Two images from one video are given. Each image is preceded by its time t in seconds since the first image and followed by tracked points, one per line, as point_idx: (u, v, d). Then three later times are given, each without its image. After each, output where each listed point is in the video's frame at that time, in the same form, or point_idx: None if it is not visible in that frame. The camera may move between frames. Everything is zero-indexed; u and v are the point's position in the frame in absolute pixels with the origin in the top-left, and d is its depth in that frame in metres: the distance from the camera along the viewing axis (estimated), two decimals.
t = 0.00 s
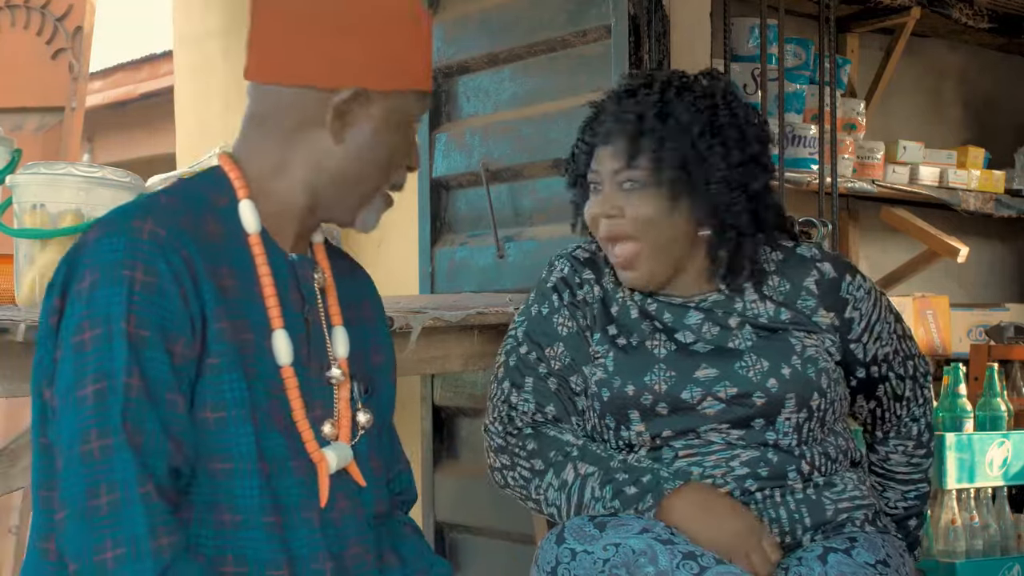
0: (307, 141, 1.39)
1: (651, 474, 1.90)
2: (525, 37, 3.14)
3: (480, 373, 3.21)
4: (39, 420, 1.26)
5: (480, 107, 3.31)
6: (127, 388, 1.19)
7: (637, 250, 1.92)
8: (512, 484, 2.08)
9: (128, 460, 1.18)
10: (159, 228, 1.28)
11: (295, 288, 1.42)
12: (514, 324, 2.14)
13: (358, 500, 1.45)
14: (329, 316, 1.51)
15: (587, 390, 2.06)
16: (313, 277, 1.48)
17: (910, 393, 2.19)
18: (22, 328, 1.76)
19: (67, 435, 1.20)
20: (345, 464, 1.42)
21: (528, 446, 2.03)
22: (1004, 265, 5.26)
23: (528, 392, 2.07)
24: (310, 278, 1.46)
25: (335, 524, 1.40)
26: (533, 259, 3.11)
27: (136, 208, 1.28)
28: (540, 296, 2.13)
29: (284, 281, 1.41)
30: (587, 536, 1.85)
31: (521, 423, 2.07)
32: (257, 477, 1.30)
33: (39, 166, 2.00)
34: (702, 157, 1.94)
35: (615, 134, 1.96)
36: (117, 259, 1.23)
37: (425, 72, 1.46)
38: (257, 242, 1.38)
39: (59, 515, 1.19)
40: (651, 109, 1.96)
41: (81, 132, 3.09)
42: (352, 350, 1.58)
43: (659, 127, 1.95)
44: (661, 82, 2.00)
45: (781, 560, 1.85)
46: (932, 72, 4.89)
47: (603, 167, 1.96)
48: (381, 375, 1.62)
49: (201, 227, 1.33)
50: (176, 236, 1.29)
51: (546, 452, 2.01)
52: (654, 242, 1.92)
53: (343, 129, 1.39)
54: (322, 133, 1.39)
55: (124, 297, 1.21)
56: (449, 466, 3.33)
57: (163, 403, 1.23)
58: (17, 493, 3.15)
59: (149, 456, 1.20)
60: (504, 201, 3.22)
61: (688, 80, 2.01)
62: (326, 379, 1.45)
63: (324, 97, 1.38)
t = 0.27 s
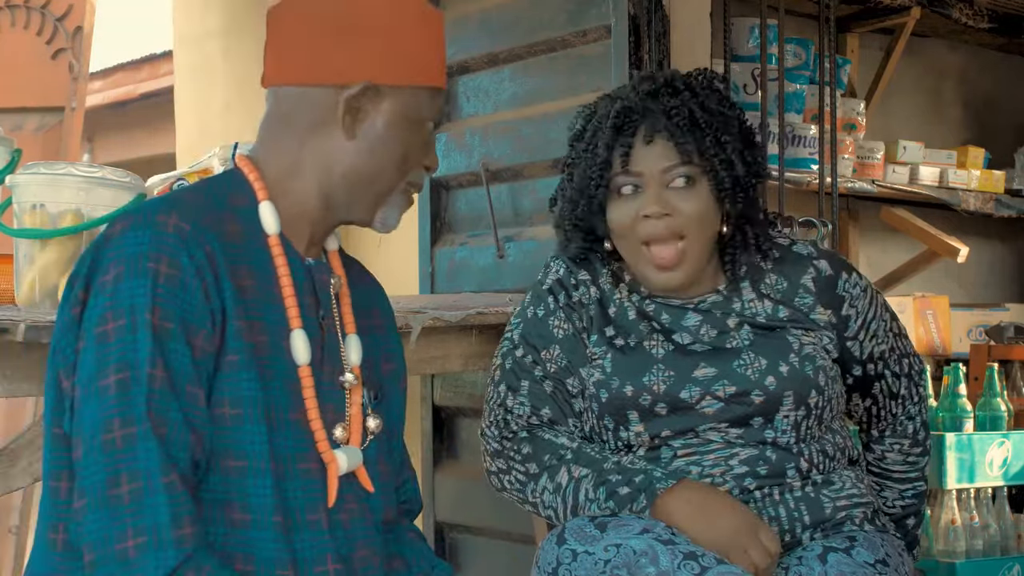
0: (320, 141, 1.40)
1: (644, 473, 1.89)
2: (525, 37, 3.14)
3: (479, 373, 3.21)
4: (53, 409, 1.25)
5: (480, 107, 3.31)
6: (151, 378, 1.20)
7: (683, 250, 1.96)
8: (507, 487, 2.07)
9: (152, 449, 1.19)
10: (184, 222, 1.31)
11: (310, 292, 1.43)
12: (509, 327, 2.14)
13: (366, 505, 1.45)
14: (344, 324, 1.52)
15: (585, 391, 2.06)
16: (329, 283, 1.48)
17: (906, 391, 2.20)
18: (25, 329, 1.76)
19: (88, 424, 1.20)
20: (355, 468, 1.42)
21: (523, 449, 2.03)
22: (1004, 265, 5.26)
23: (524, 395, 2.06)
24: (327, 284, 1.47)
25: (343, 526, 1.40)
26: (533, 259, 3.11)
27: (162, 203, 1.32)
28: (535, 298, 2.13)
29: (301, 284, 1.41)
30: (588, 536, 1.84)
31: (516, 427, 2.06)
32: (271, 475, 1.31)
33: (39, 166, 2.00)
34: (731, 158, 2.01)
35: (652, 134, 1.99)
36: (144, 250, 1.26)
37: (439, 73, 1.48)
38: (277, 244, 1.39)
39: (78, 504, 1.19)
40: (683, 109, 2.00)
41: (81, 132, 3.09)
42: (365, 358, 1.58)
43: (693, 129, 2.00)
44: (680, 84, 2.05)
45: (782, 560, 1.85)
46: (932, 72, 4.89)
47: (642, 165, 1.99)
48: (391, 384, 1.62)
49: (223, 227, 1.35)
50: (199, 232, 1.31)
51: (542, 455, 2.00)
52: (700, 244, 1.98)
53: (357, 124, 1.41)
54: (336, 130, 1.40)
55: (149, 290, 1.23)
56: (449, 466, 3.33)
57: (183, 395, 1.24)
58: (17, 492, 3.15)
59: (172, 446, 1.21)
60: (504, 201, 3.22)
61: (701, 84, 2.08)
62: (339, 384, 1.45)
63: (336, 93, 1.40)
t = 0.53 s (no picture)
0: (301, 132, 1.39)
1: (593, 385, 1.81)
2: (525, 37, 3.14)
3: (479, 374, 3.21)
4: (48, 415, 1.26)
5: (480, 107, 3.31)
6: (150, 378, 1.21)
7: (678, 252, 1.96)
8: (497, 481, 1.98)
9: (156, 448, 1.19)
10: (171, 222, 1.30)
11: (301, 288, 1.44)
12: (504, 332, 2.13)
13: (362, 499, 1.45)
14: (339, 318, 1.51)
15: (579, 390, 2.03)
16: (319, 279, 1.49)
17: (905, 389, 2.20)
18: (24, 331, 1.76)
19: (89, 428, 1.21)
20: (350, 463, 1.42)
21: (502, 440, 1.97)
22: (1004, 265, 5.26)
23: (510, 391, 2.03)
24: (316, 279, 1.47)
25: (336, 522, 1.40)
26: (533, 258, 3.11)
27: (147, 205, 1.31)
28: (528, 302, 2.12)
29: (291, 279, 1.42)
30: (587, 537, 1.86)
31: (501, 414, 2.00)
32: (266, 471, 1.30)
33: (39, 166, 2.00)
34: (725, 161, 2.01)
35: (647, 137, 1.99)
36: (132, 251, 1.25)
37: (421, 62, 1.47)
38: (265, 240, 1.39)
39: (85, 508, 1.20)
40: (677, 112, 2.01)
41: (81, 132, 3.09)
42: (362, 352, 1.57)
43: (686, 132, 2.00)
44: (672, 87, 2.07)
45: (781, 561, 1.86)
46: (932, 71, 4.89)
47: (637, 168, 1.99)
48: (389, 378, 1.62)
49: (209, 225, 1.35)
50: (186, 230, 1.31)
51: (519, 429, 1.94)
52: (697, 246, 1.97)
53: (333, 114, 1.40)
54: (315, 122, 1.39)
55: (140, 290, 1.23)
56: (449, 466, 3.33)
57: (182, 394, 1.24)
58: (17, 493, 3.15)
59: (176, 446, 1.22)
60: (504, 201, 3.22)
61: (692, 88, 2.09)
62: (331, 376, 1.44)
63: (311, 83, 1.40)
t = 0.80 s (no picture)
0: (278, 126, 1.40)
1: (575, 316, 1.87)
2: (525, 37, 3.14)
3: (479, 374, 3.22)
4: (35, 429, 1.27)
5: (479, 107, 3.31)
6: (129, 396, 1.21)
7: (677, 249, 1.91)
8: (496, 451, 1.98)
9: (136, 466, 1.19)
10: (153, 233, 1.30)
11: (290, 287, 1.44)
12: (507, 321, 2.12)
13: (356, 499, 1.46)
14: (329, 315, 1.52)
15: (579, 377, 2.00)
16: (307, 276, 1.50)
17: (902, 386, 2.20)
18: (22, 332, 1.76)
19: (71, 444, 1.21)
20: (342, 463, 1.42)
21: (495, 400, 1.98)
22: (1005, 265, 5.26)
23: (506, 365, 2.01)
24: (305, 277, 1.48)
25: (331, 525, 1.41)
26: (533, 259, 3.11)
27: (127, 216, 1.30)
28: (532, 292, 2.13)
29: (278, 279, 1.43)
30: (587, 537, 1.86)
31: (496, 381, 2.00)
32: (257, 477, 1.30)
33: (38, 166, 1.98)
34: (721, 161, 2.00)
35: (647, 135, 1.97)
36: (114, 264, 1.26)
37: (396, 47, 1.46)
38: (250, 237, 1.40)
39: (68, 525, 1.20)
40: (676, 112, 1.99)
41: (81, 132, 3.09)
42: (354, 346, 1.58)
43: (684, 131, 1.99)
44: (671, 86, 2.06)
45: (781, 560, 1.88)
46: (932, 72, 4.89)
47: (636, 166, 1.96)
48: (384, 370, 1.62)
49: (194, 231, 1.35)
50: (169, 241, 1.31)
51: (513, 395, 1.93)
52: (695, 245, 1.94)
53: (308, 106, 1.40)
54: (291, 114, 1.40)
55: (121, 304, 1.23)
56: (449, 466, 3.33)
57: (164, 408, 1.24)
58: (17, 493, 3.15)
59: (154, 462, 1.22)
60: (504, 201, 3.22)
61: (691, 90, 2.08)
62: (320, 375, 1.45)
63: (284, 75, 1.40)
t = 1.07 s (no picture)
0: (247, 121, 1.40)
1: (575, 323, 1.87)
2: (525, 37, 3.14)
3: (479, 374, 3.22)
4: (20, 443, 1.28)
5: (479, 107, 3.31)
6: (105, 410, 1.21)
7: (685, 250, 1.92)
8: (497, 456, 1.98)
9: (115, 481, 1.19)
10: (127, 242, 1.29)
11: (274, 284, 1.45)
12: (508, 325, 2.13)
13: (349, 497, 1.46)
14: (316, 309, 1.52)
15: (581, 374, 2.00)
16: (292, 271, 1.51)
17: (903, 363, 2.17)
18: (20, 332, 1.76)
19: (50, 460, 1.21)
20: (333, 462, 1.43)
21: (496, 403, 1.98)
22: (1005, 265, 5.27)
23: (507, 369, 2.02)
24: (289, 274, 1.49)
25: (323, 526, 1.41)
26: (533, 259, 3.11)
27: (100, 225, 1.30)
28: (533, 295, 2.13)
29: (261, 278, 1.43)
30: (589, 535, 1.86)
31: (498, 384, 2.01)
32: (243, 484, 1.31)
33: (39, 166, 1.98)
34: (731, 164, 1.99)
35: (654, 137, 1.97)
36: (87, 277, 1.25)
37: (366, 32, 1.46)
38: (228, 237, 1.40)
39: (49, 542, 1.20)
40: (685, 115, 2.00)
41: (81, 133, 3.09)
42: (348, 337, 1.57)
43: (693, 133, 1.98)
44: (682, 88, 2.06)
45: (783, 558, 1.86)
46: (932, 71, 4.89)
47: (643, 167, 1.96)
48: (378, 356, 1.63)
49: (170, 235, 1.35)
50: (144, 248, 1.30)
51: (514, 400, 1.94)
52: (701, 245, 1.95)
53: (276, 98, 1.40)
54: (258, 107, 1.40)
55: (95, 317, 1.23)
56: (449, 466, 3.33)
57: (142, 419, 1.25)
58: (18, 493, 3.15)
59: (134, 475, 1.22)
60: (504, 201, 3.22)
61: (701, 92, 2.08)
62: (307, 376, 1.46)
63: (249, 69, 1.39)
